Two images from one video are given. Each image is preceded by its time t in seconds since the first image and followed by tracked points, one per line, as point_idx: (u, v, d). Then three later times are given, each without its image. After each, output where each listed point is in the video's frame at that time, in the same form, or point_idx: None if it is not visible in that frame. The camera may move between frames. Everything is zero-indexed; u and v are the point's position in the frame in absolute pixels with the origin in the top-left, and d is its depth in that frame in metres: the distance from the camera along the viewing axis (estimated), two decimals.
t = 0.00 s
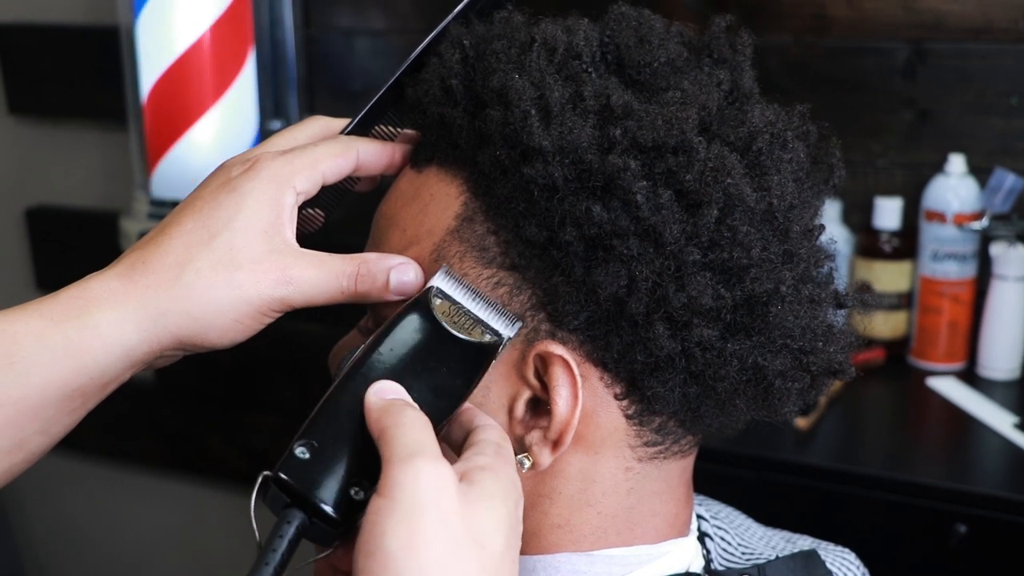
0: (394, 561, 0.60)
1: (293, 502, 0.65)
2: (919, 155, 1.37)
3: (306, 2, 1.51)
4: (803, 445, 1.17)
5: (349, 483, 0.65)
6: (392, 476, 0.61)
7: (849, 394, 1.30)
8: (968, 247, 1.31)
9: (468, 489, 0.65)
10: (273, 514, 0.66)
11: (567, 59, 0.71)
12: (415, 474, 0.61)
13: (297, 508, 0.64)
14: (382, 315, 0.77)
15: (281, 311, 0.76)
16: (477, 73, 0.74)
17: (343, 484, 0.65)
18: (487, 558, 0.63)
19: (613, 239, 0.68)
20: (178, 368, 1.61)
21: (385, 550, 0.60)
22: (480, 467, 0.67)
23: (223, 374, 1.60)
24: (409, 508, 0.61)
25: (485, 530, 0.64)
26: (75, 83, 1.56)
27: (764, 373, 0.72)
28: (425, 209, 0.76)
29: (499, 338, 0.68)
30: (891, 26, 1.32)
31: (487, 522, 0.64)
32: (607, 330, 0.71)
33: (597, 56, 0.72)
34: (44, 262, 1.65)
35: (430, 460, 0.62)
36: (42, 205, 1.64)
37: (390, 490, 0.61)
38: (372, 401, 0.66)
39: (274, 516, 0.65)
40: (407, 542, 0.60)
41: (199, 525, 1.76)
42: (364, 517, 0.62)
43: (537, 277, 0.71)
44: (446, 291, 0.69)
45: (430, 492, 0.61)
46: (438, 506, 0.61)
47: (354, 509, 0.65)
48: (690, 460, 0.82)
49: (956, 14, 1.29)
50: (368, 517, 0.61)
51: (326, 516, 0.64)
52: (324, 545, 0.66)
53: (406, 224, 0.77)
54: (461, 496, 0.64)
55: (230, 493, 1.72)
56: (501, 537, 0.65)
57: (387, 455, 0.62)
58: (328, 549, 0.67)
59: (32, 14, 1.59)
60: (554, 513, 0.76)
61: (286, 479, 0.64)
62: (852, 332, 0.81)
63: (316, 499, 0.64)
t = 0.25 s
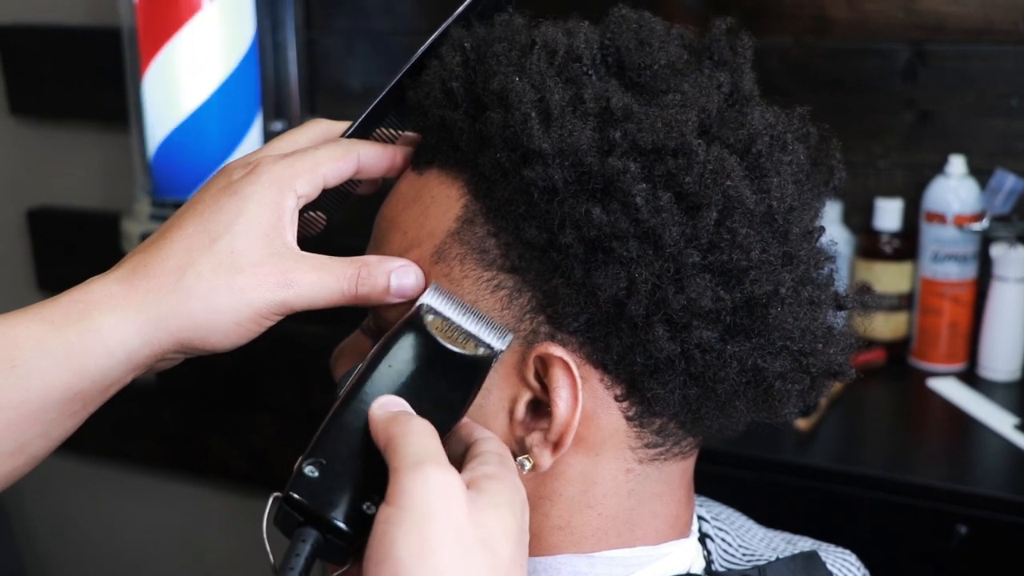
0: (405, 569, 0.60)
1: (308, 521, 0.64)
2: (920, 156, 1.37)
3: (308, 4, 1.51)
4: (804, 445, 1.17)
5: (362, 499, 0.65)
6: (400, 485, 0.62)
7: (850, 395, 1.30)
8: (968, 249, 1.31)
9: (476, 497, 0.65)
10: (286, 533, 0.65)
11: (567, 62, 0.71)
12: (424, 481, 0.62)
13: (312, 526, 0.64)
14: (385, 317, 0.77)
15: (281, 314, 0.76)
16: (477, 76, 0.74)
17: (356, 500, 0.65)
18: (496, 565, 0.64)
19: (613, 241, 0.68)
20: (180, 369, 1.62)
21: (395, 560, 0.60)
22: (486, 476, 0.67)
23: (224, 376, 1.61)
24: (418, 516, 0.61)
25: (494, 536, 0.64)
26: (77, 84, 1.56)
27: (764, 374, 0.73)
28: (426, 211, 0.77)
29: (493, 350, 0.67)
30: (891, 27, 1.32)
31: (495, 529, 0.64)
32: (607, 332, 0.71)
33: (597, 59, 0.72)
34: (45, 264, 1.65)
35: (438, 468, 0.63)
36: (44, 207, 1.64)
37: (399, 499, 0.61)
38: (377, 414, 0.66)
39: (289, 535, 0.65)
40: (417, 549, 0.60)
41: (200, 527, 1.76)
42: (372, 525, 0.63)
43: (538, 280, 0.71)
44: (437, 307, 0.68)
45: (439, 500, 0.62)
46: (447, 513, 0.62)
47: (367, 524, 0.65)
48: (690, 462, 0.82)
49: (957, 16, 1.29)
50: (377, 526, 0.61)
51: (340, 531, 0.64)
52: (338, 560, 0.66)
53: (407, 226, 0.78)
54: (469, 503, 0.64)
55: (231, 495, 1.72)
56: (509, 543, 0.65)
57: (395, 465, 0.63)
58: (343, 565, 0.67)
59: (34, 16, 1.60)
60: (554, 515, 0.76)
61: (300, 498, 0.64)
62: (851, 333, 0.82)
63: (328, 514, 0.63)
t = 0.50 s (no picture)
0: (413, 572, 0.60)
1: (317, 526, 0.65)
2: (920, 157, 1.37)
3: (308, 4, 1.51)
4: (804, 446, 1.17)
5: (370, 503, 0.65)
6: (409, 487, 0.62)
7: (850, 396, 1.30)
8: (969, 249, 1.31)
9: (484, 501, 0.65)
10: (295, 537, 0.66)
11: (566, 62, 0.71)
12: (432, 485, 0.62)
13: (320, 530, 0.64)
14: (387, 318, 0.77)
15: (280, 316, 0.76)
16: (476, 76, 0.74)
17: (363, 505, 0.65)
18: (502, 568, 0.64)
19: (612, 242, 0.68)
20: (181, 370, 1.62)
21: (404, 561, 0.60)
22: (493, 480, 0.67)
23: (225, 377, 1.61)
24: (426, 518, 0.61)
25: (501, 539, 0.64)
26: (77, 85, 1.56)
27: (764, 374, 0.73)
28: (425, 212, 0.77)
29: (485, 362, 0.68)
30: (892, 28, 1.32)
31: (502, 532, 0.64)
32: (607, 333, 0.71)
33: (596, 59, 0.72)
34: (46, 264, 1.65)
35: (447, 471, 0.63)
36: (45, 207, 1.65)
37: (407, 501, 0.61)
38: (382, 420, 0.66)
39: (297, 540, 0.65)
40: (426, 551, 0.60)
41: (201, 527, 1.76)
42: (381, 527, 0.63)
43: (537, 280, 0.71)
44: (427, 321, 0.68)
45: (447, 503, 0.62)
46: (455, 516, 0.62)
47: (374, 526, 0.65)
48: (690, 462, 0.82)
49: (957, 17, 1.28)
50: (386, 528, 0.61)
51: (348, 533, 0.64)
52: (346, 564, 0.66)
53: (407, 227, 0.78)
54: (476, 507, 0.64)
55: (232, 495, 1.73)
56: (516, 546, 0.65)
57: (403, 468, 0.63)
58: (351, 570, 0.67)
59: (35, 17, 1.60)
60: (555, 515, 0.76)
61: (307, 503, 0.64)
62: (851, 333, 0.82)
63: (335, 517, 0.64)
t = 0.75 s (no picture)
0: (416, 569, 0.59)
1: (321, 524, 0.63)
2: (919, 157, 1.37)
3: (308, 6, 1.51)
4: (803, 446, 1.17)
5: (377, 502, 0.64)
6: (414, 483, 0.61)
7: (849, 395, 1.30)
8: (968, 249, 1.31)
9: (489, 498, 0.64)
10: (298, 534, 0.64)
11: (562, 63, 0.72)
12: (437, 481, 0.61)
13: (324, 529, 0.63)
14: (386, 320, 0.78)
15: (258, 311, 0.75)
16: (472, 78, 0.74)
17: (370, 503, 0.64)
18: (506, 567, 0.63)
19: (608, 242, 0.68)
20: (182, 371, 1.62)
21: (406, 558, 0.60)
22: (499, 476, 0.67)
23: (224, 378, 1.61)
24: (430, 515, 0.60)
25: (506, 538, 0.63)
26: (77, 87, 1.57)
27: (761, 374, 0.73)
28: (423, 213, 0.77)
29: (510, 339, 0.68)
30: (891, 29, 1.32)
31: (507, 530, 0.63)
32: (604, 333, 0.71)
33: (592, 60, 0.72)
34: (46, 266, 1.66)
35: (453, 468, 0.62)
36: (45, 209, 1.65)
37: (411, 498, 0.61)
38: (394, 413, 0.65)
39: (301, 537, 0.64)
40: (428, 549, 0.60)
41: (199, 529, 1.76)
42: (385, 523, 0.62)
43: (535, 280, 0.72)
44: (454, 296, 0.69)
45: (452, 500, 0.61)
46: (460, 514, 0.61)
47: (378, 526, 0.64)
48: (688, 462, 0.82)
49: (956, 17, 1.28)
50: (389, 524, 0.61)
51: (349, 532, 0.63)
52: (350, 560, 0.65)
53: (405, 227, 0.78)
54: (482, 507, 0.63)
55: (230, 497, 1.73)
56: (521, 544, 0.64)
57: (409, 464, 0.62)
58: (357, 564, 0.66)
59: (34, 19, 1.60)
60: (553, 515, 0.77)
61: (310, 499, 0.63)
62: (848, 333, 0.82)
63: (337, 514, 0.62)
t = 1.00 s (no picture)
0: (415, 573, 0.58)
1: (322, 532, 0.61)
2: (919, 158, 1.37)
3: (308, 8, 1.51)
4: (803, 446, 1.17)
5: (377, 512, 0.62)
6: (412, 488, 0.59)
7: (849, 396, 1.30)
8: (967, 250, 1.31)
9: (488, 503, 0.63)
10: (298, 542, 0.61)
11: (560, 64, 0.72)
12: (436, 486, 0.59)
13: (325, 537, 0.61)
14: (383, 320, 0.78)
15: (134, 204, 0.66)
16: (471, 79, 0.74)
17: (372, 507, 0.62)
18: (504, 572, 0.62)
19: (606, 242, 0.68)
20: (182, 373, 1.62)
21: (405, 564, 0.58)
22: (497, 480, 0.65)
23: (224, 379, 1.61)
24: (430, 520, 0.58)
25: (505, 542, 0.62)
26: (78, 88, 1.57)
27: (759, 374, 0.73)
28: (422, 214, 0.77)
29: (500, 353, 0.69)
30: (890, 29, 1.32)
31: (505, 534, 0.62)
32: (602, 333, 0.71)
33: (590, 61, 0.72)
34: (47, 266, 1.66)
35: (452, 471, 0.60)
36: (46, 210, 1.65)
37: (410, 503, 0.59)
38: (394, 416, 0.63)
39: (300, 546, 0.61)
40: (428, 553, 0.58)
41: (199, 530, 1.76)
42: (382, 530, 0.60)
43: (534, 281, 0.72)
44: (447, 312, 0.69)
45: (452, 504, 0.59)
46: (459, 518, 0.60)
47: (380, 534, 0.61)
48: (687, 462, 0.82)
49: (955, 18, 1.29)
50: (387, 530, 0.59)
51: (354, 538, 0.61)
52: None
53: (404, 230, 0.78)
54: None
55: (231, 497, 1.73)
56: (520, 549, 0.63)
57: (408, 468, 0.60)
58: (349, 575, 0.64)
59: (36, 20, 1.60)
60: (552, 516, 0.77)
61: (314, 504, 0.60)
62: (847, 334, 0.82)
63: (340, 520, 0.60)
